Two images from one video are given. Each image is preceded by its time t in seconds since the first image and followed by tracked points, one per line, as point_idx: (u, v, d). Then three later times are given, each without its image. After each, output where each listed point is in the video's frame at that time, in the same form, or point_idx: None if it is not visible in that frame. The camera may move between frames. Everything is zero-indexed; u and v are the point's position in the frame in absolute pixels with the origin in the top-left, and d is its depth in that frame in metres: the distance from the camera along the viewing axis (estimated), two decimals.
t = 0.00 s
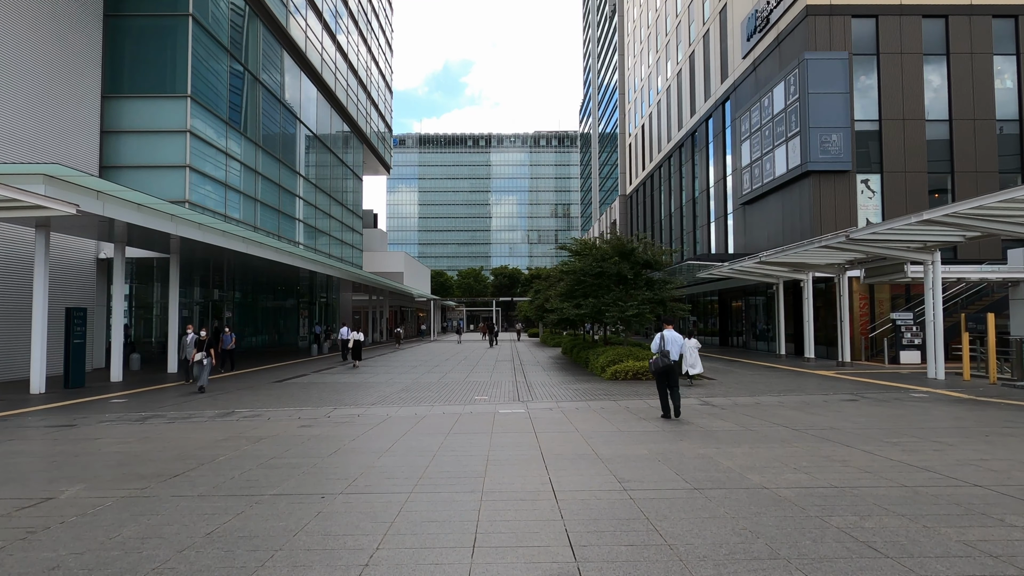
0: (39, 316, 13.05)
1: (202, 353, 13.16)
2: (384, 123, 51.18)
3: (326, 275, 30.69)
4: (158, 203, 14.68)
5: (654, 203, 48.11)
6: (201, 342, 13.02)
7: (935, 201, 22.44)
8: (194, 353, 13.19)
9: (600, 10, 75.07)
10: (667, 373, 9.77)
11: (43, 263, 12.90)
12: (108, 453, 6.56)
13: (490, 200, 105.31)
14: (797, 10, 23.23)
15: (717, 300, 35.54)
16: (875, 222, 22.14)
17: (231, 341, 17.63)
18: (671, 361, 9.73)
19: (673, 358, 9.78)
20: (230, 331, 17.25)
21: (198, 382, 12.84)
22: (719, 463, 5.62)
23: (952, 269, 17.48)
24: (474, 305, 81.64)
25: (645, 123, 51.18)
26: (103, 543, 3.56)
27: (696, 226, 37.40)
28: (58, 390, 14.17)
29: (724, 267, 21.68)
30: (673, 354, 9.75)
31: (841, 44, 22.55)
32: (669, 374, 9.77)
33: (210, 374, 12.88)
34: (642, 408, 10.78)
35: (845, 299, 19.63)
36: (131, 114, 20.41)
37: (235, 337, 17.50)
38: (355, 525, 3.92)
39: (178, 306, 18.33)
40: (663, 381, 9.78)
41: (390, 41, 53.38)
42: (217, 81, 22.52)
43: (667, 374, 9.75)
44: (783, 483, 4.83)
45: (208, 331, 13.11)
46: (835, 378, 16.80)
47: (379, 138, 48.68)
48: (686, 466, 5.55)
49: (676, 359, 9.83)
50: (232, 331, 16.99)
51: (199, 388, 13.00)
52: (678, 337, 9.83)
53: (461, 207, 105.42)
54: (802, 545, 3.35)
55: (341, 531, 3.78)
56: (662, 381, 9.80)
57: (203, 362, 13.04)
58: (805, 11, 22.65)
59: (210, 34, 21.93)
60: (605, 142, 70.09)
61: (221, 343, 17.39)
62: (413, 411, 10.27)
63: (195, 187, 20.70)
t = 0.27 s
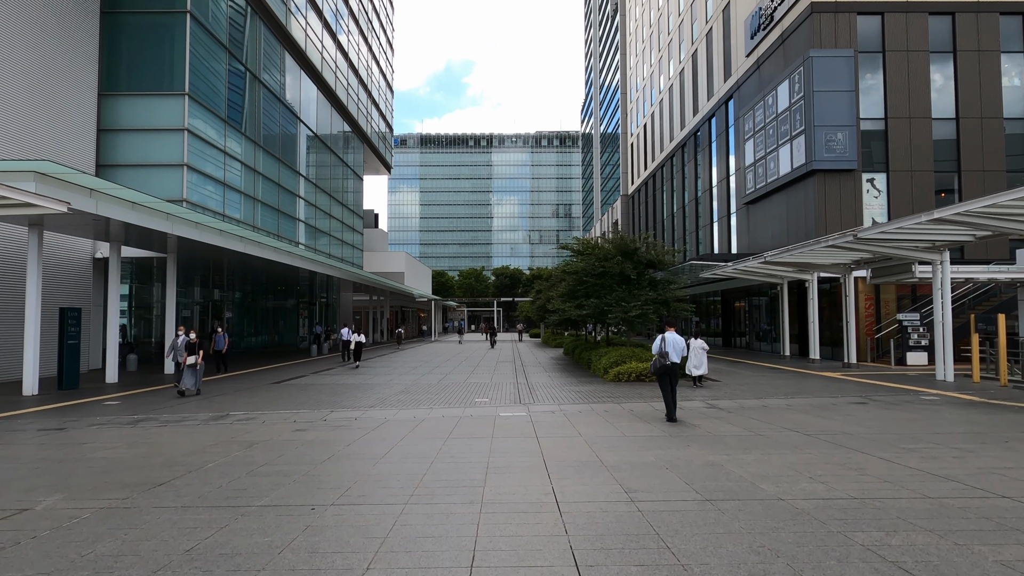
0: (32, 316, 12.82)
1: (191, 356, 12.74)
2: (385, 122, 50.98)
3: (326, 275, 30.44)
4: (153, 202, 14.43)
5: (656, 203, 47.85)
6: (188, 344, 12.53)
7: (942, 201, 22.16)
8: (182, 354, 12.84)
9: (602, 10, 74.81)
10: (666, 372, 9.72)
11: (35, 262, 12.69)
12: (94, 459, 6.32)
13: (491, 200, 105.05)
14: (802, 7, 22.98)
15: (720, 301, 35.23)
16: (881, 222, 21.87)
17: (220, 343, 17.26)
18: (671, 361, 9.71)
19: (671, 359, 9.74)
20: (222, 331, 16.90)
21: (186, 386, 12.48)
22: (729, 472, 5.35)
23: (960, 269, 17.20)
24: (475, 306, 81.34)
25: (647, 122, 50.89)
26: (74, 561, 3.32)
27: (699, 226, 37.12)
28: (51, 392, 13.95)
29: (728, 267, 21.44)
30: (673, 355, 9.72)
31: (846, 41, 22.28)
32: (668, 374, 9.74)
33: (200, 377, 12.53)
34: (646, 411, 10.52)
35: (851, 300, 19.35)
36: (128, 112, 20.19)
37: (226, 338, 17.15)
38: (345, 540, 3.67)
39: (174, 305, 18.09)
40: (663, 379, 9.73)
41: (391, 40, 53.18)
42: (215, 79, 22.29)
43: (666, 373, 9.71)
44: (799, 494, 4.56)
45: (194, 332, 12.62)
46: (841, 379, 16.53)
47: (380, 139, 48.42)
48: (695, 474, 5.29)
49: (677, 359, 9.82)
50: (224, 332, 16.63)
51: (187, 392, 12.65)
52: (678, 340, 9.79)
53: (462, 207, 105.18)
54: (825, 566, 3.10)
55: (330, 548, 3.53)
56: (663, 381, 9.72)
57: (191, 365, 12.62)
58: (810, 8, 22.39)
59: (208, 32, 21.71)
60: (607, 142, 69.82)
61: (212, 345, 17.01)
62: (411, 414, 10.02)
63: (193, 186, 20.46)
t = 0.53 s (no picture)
0: (25, 313, 12.57)
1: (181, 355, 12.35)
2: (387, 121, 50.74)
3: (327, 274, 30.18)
4: (149, 198, 14.17)
5: (660, 202, 47.54)
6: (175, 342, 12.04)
7: (950, 198, 21.84)
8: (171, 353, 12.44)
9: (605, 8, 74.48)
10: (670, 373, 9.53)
11: (28, 258, 12.44)
12: (79, 461, 6.05)
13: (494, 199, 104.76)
14: (809, 2, 22.68)
15: (724, 300, 34.89)
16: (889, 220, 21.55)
17: (216, 342, 16.91)
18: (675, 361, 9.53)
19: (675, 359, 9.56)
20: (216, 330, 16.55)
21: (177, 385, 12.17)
22: (746, 476, 5.06)
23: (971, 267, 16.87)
24: (477, 305, 81.07)
25: (651, 120, 50.55)
26: None
27: (703, 224, 36.79)
28: (46, 391, 13.69)
29: (733, 265, 21.17)
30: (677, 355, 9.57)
31: (854, 36, 21.97)
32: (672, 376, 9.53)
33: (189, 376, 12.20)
34: (653, 411, 10.23)
35: (859, 299, 19.02)
36: (126, 108, 19.94)
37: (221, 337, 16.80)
38: (336, 553, 3.39)
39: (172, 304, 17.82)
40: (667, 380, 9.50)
41: (393, 38, 52.94)
42: (215, 75, 22.03)
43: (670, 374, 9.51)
44: (823, 501, 4.27)
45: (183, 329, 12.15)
46: (851, 380, 16.21)
47: (382, 137, 48.19)
48: (710, 479, 5.00)
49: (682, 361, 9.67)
50: (218, 330, 16.27)
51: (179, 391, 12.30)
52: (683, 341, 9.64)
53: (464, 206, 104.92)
54: None
55: (321, 562, 3.25)
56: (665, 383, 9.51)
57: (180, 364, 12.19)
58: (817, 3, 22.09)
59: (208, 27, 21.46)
60: (610, 141, 69.51)
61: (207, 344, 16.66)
62: (411, 414, 9.74)
63: (192, 183, 20.21)
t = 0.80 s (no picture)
0: (17, 314, 12.31)
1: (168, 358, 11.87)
2: (388, 120, 50.51)
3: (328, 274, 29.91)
4: (145, 196, 13.91)
5: (662, 201, 47.23)
6: (162, 344, 11.55)
7: (958, 196, 21.54)
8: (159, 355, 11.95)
9: (607, 7, 74.13)
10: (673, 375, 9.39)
11: (20, 258, 12.18)
12: (60, 469, 5.77)
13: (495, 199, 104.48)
14: None
15: (728, 300, 34.58)
16: (897, 218, 21.24)
17: (209, 343, 16.57)
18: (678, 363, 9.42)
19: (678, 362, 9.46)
20: (209, 330, 16.20)
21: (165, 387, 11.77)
22: (763, 487, 4.78)
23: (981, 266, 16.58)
24: (479, 305, 80.81)
25: (653, 119, 50.26)
26: None
27: (706, 224, 36.49)
28: (39, 392, 13.43)
29: (738, 265, 20.90)
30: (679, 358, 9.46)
31: (861, 32, 21.66)
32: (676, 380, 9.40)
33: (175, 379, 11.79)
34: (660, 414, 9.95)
35: (867, 298, 18.71)
36: (123, 106, 19.68)
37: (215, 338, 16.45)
38: None
39: (170, 304, 17.56)
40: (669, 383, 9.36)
41: (394, 37, 52.70)
42: (214, 72, 21.78)
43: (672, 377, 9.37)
44: (848, 516, 3.99)
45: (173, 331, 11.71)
46: (860, 381, 15.89)
47: (384, 137, 47.95)
48: (725, 490, 4.71)
49: (684, 365, 9.66)
50: (211, 330, 15.92)
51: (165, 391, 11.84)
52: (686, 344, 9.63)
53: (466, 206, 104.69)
54: None
55: None
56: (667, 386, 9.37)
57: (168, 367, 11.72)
58: None
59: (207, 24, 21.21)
60: (613, 140, 69.17)
61: (200, 344, 16.30)
62: (409, 418, 9.46)
63: (190, 181, 19.94)
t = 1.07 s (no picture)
0: (10, 312, 12.11)
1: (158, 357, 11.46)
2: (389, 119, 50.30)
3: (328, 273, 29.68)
4: (141, 192, 13.70)
5: (664, 201, 46.96)
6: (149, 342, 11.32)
7: (965, 194, 21.30)
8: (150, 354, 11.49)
9: (609, 6, 73.81)
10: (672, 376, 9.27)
11: (13, 255, 11.99)
12: (45, 471, 5.56)
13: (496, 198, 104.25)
14: None
15: (731, 299, 34.30)
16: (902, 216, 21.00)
17: (202, 342, 16.18)
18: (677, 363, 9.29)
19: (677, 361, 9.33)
20: (202, 329, 15.86)
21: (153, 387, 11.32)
22: (778, 492, 4.54)
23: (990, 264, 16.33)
24: (480, 304, 80.61)
25: (655, 118, 49.97)
26: None
27: (709, 223, 36.22)
28: (34, 392, 13.24)
29: (742, 263, 20.69)
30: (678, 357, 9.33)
31: (867, 28, 21.40)
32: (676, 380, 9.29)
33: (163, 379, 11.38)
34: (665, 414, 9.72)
35: (873, 297, 18.48)
36: (121, 103, 19.46)
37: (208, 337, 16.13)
38: None
39: (167, 303, 17.37)
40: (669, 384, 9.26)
41: (395, 36, 52.48)
42: (213, 70, 21.56)
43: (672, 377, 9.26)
44: (870, 522, 3.76)
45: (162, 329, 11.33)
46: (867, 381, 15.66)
47: (385, 135, 47.73)
48: (738, 493, 4.49)
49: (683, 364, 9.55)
50: (203, 329, 15.58)
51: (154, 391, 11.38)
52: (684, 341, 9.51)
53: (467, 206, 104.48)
54: None
55: None
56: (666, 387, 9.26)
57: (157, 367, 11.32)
58: None
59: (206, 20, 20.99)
60: (614, 140, 68.90)
61: (192, 343, 16.00)
62: (409, 418, 9.24)
63: (188, 179, 19.73)
